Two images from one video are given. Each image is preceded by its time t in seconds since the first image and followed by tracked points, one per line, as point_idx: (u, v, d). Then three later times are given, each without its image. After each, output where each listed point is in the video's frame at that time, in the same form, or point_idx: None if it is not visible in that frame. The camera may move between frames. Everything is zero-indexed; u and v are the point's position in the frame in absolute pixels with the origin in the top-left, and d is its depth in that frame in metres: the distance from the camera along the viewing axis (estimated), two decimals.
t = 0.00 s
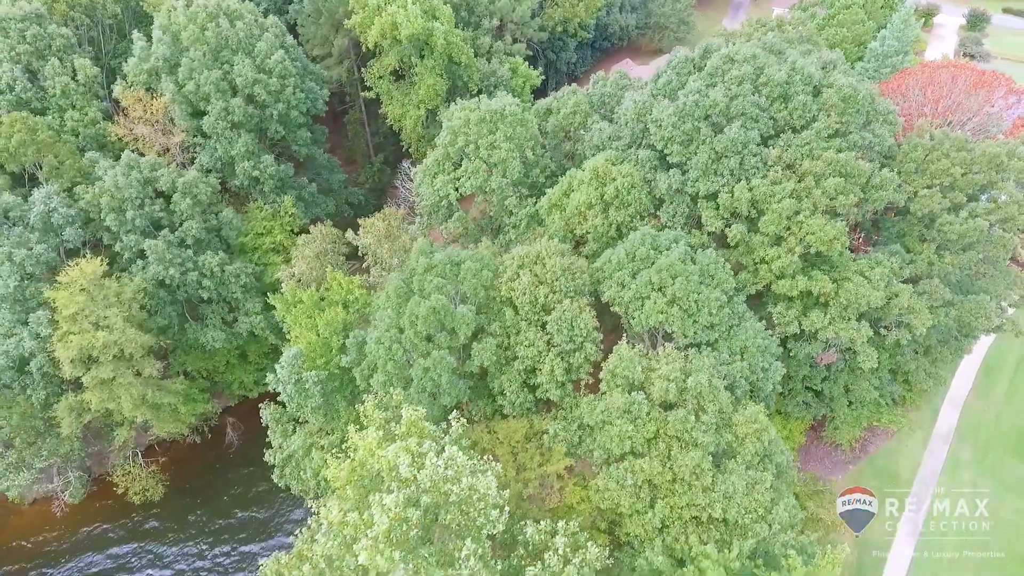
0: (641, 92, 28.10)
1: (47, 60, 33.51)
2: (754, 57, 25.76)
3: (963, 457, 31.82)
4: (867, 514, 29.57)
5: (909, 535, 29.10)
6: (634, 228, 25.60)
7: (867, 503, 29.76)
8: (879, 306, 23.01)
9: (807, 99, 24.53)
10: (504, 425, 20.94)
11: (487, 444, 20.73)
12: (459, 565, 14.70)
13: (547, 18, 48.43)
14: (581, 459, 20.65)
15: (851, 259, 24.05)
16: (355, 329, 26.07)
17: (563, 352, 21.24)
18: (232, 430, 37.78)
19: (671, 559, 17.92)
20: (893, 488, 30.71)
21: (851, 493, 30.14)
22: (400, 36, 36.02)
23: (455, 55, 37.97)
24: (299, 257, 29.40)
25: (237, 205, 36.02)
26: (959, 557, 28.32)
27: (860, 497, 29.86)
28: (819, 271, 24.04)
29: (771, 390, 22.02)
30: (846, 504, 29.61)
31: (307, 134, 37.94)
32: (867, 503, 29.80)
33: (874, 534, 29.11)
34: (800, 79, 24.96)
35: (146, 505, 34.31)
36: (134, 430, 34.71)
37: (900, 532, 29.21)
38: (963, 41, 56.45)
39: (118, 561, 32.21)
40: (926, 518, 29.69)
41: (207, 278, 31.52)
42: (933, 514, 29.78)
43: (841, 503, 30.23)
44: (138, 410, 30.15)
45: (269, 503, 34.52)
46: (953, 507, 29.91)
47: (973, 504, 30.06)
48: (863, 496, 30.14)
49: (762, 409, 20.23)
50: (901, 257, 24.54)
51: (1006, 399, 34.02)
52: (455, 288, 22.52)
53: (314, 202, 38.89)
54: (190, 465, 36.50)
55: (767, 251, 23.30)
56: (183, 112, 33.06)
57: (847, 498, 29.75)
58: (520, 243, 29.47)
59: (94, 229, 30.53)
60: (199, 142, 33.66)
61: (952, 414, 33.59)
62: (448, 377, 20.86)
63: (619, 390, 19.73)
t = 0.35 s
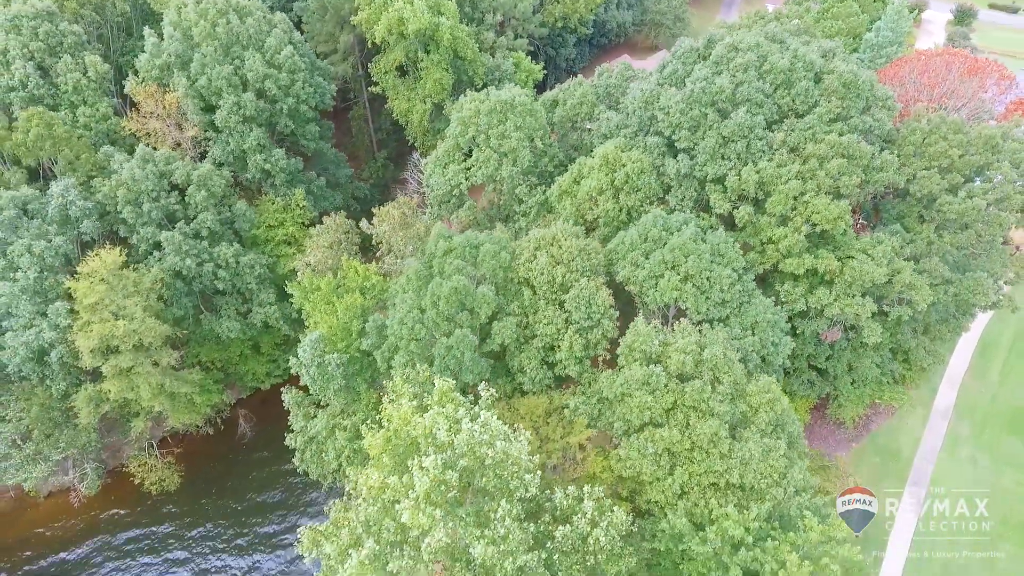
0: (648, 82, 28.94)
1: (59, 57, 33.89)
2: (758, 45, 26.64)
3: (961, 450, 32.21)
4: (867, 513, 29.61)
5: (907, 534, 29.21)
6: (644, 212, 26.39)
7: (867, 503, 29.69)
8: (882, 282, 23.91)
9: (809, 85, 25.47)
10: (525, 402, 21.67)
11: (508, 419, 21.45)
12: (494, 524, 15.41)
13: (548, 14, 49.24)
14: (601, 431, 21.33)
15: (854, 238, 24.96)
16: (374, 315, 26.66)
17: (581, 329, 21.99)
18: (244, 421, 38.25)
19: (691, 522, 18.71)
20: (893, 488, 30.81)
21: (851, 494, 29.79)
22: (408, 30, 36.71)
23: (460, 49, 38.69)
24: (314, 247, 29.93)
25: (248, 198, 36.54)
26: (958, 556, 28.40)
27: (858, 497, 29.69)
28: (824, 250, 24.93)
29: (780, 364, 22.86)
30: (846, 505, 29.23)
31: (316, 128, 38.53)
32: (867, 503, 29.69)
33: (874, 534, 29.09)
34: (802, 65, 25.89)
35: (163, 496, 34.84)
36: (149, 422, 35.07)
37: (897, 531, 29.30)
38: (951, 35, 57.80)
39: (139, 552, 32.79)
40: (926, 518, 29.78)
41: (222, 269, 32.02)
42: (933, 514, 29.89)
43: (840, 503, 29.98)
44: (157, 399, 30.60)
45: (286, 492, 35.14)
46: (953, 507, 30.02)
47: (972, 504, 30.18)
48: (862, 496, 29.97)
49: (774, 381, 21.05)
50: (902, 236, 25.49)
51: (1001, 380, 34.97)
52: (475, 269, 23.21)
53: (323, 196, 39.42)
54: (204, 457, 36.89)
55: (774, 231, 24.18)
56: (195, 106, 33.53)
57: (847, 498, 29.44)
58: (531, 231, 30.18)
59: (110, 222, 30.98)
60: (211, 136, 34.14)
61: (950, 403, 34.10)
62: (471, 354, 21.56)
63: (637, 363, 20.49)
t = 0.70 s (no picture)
0: (653, 73, 29.79)
1: (69, 54, 34.17)
2: (760, 36, 27.53)
3: (960, 445, 32.50)
4: (868, 518, 22.91)
5: (905, 534, 29.07)
6: (652, 198, 27.19)
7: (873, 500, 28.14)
8: (883, 261, 24.87)
9: (810, 73, 26.44)
10: (543, 380, 22.41)
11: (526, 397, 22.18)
12: (526, 488, 16.12)
13: (548, 12, 50.04)
14: (618, 407, 22.03)
15: (856, 220, 25.90)
16: (390, 301, 27.28)
17: (596, 308, 22.73)
18: (256, 414, 38.79)
19: (708, 489, 19.47)
20: (892, 489, 30.76)
21: (850, 493, 23.30)
22: (414, 26, 37.39)
23: (465, 45, 39.40)
24: (327, 238, 30.49)
25: (258, 193, 37.05)
26: (957, 556, 28.19)
27: (862, 498, 23.05)
28: (827, 231, 25.86)
29: (788, 341, 23.74)
30: (845, 505, 22.57)
31: (324, 124, 39.09)
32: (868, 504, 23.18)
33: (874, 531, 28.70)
34: (802, 55, 26.85)
35: (178, 487, 35.25)
36: (163, 415, 35.45)
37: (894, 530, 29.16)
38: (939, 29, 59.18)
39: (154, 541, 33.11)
40: (926, 518, 29.68)
41: (236, 261, 32.51)
42: (933, 514, 29.80)
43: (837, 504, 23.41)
44: (173, 390, 31.05)
45: (300, 481, 35.65)
46: (953, 507, 29.98)
47: (972, 504, 30.13)
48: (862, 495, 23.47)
49: (784, 355, 21.88)
50: (901, 218, 26.46)
51: (995, 361, 36.04)
52: (492, 253, 23.90)
53: (331, 190, 39.96)
54: (217, 449, 37.28)
55: (780, 214, 25.08)
56: (207, 102, 34.03)
57: (849, 499, 22.84)
58: (540, 219, 30.90)
59: (125, 216, 31.41)
60: (222, 132, 34.64)
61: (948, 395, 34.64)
62: (491, 334, 22.27)
63: (652, 339, 21.25)
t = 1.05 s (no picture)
0: (659, 64, 30.70)
1: (84, 50, 34.64)
2: (763, 27, 28.46)
3: (961, 443, 32.80)
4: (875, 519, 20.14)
5: (903, 533, 29.34)
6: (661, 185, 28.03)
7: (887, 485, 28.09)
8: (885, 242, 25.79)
9: (812, 62, 27.39)
10: (561, 358, 23.20)
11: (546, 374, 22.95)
12: (554, 453, 16.84)
13: (550, 9, 50.93)
14: (634, 383, 22.83)
15: (858, 203, 26.84)
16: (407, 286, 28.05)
17: (612, 289, 23.52)
18: (269, 404, 39.37)
19: (724, 457, 20.20)
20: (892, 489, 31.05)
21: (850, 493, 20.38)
22: (422, 21, 38.14)
23: (471, 40, 40.17)
24: (342, 228, 31.15)
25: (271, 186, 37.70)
26: (954, 556, 28.41)
27: (862, 497, 20.01)
28: (830, 214, 26.81)
29: (795, 319, 24.64)
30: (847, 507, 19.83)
31: (334, 118, 39.78)
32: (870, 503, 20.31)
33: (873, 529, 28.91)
34: (804, 44, 27.79)
35: (194, 476, 35.80)
36: (179, 405, 35.98)
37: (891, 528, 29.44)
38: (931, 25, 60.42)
39: (173, 528, 33.77)
40: (926, 518, 29.94)
41: (252, 252, 33.16)
42: (933, 515, 30.05)
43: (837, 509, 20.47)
44: (192, 378, 31.66)
45: (316, 466, 36.24)
46: (953, 507, 30.24)
47: (972, 504, 30.38)
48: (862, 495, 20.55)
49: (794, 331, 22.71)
50: (901, 202, 27.40)
51: (991, 344, 37.09)
52: (509, 237, 24.61)
53: (341, 184, 40.63)
54: (231, 439, 37.82)
55: (785, 197, 26.01)
56: (221, 97, 34.66)
57: (847, 498, 19.88)
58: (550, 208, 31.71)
59: (142, 208, 32.02)
60: (235, 126, 35.27)
61: (948, 389, 35.12)
62: (510, 314, 23.05)
63: (667, 316, 22.06)
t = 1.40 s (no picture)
0: (663, 56, 31.59)
1: (96, 47, 35.12)
2: (763, 19, 29.43)
3: (961, 440, 33.24)
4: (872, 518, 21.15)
5: (902, 533, 29.78)
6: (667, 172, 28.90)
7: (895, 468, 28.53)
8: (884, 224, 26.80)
9: (811, 52, 28.37)
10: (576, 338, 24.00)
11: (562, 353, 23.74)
12: (579, 420, 17.63)
13: (550, 6, 51.78)
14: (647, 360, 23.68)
15: (857, 187, 27.81)
16: (422, 274, 28.81)
17: (624, 270, 24.34)
18: (280, 396, 39.87)
19: (737, 429, 21.03)
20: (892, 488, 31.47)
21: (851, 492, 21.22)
22: (427, 18, 38.92)
23: (476, 36, 40.95)
24: (353, 219, 31.77)
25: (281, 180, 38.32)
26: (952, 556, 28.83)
27: (862, 497, 20.91)
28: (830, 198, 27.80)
29: (799, 299, 25.56)
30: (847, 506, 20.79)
31: (341, 113, 40.44)
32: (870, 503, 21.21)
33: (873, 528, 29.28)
34: (804, 35, 28.76)
35: (209, 466, 36.31)
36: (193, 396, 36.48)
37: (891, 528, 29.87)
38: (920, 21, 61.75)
39: (190, 517, 34.35)
40: (925, 518, 30.36)
41: (265, 243, 33.80)
42: (933, 514, 30.47)
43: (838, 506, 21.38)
44: (208, 368, 32.27)
45: (331, 453, 37.06)
46: (953, 507, 30.64)
47: (973, 504, 30.69)
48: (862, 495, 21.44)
49: (800, 308, 23.64)
50: (899, 186, 28.41)
51: (986, 326, 38.27)
52: (523, 222, 25.35)
53: (349, 178, 41.29)
54: (244, 430, 38.33)
55: (787, 181, 26.96)
56: (232, 92, 35.27)
57: (847, 499, 20.77)
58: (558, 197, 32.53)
59: (158, 201, 32.62)
60: (247, 121, 35.88)
61: (948, 383, 35.64)
62: (526, 296, 23.86)
63: (679, 295, 22.91)
